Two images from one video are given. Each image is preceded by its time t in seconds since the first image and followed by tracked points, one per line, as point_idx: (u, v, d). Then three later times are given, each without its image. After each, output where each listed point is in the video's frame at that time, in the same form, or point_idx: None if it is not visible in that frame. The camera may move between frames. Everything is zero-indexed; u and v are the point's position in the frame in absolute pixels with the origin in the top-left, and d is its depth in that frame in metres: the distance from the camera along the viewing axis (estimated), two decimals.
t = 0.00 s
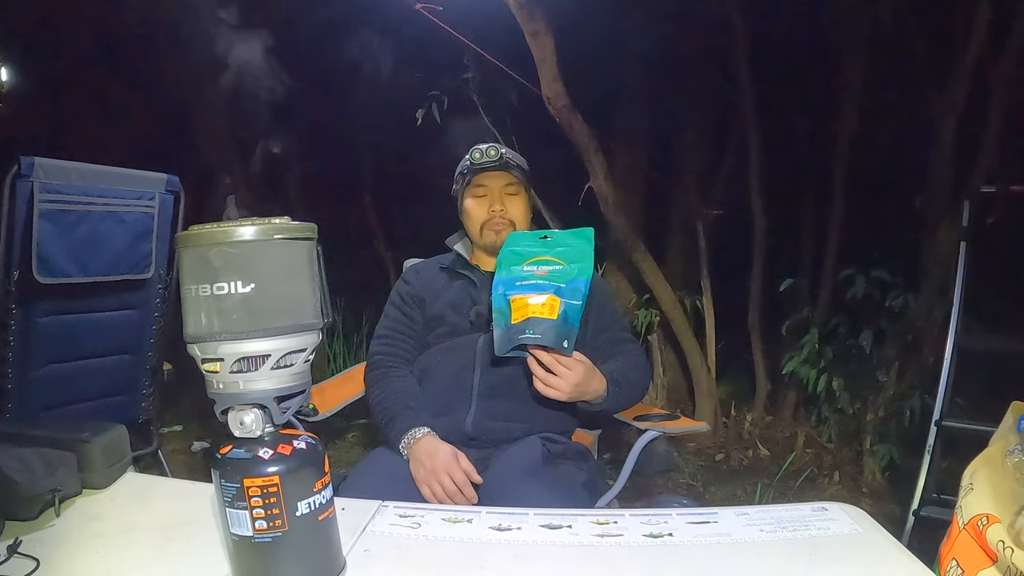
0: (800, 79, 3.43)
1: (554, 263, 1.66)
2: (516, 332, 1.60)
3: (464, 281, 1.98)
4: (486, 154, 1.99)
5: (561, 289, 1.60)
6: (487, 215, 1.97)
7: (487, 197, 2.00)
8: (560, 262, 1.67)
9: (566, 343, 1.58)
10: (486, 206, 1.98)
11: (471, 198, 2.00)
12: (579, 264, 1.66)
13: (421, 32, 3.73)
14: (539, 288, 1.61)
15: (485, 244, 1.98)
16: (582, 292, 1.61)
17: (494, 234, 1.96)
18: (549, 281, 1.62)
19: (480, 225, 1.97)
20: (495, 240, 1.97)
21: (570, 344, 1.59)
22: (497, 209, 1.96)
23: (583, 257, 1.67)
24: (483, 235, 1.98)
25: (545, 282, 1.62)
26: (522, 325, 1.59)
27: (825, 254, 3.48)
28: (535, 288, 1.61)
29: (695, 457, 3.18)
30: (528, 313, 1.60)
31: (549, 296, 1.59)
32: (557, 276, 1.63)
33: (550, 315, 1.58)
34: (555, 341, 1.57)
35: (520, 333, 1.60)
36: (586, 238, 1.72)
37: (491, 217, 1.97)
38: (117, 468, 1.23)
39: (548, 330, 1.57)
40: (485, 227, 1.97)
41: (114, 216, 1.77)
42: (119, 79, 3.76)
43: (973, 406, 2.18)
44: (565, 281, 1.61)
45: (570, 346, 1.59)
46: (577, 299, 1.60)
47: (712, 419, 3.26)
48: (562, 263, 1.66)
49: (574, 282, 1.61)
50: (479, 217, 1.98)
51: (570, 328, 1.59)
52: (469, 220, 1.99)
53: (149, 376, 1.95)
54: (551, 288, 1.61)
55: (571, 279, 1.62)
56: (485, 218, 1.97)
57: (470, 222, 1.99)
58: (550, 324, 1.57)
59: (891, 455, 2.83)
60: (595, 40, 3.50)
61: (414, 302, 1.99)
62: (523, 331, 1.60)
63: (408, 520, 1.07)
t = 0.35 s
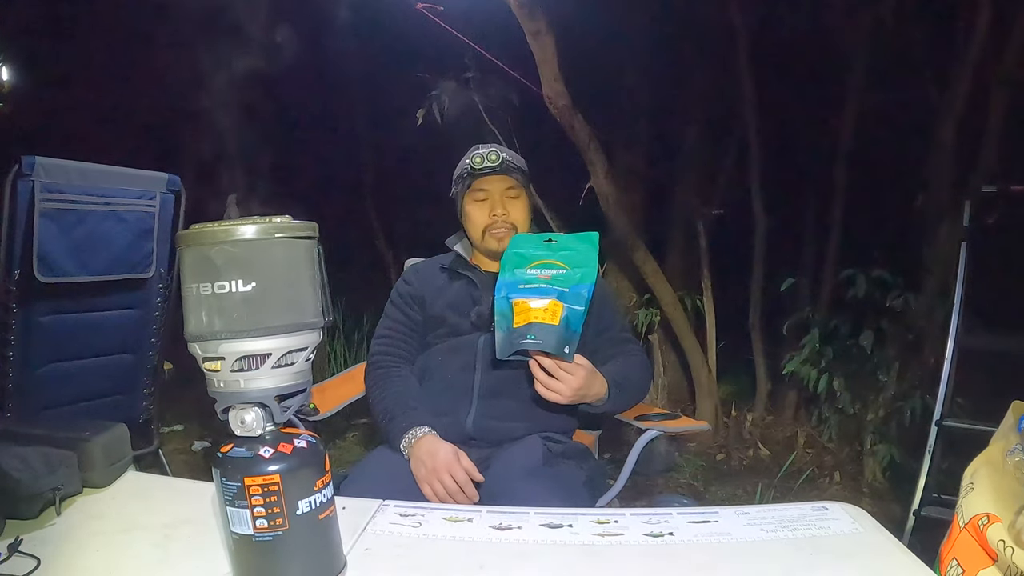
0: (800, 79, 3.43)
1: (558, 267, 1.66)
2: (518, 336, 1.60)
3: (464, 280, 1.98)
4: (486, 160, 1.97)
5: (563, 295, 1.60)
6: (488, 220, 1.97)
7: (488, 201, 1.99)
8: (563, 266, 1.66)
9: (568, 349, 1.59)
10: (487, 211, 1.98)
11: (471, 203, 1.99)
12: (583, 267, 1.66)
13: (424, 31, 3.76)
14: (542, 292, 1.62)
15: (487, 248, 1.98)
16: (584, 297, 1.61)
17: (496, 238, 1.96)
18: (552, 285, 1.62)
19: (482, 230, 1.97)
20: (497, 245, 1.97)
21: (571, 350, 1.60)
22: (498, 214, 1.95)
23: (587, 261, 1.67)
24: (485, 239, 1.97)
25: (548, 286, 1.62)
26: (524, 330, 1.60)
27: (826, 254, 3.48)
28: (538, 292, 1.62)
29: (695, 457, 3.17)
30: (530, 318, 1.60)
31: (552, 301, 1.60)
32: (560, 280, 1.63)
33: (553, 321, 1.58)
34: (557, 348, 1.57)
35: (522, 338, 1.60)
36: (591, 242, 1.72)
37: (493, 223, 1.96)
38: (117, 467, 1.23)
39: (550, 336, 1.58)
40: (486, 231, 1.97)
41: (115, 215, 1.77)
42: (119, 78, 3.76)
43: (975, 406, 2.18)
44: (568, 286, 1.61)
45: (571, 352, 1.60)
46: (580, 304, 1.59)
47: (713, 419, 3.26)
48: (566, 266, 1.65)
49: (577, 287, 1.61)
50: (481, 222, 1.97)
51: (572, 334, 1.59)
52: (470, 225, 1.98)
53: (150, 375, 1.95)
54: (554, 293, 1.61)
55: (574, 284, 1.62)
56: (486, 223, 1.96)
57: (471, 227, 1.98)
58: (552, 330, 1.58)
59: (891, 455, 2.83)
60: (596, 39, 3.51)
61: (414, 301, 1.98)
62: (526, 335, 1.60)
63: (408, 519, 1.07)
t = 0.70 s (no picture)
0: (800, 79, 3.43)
1: (557, 266, 1.66)
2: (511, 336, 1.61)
3: (464, 278, 1.98)
4: (489, 162, 1.95)
5: (560, 295, 1.60)
6: (489, 222, 1.96)
7: (490, 203, 1.98)
8: (562, 265, 1.66)
9: (560, 352, 1.58)
10: (488, 213, 1.97)
11: (472, 204, 1.98)
12: (580, 266, 1.65)
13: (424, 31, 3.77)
14: (538, 291, 1.62)
15: (488, 250, 1.99)
16: (580, 298, 1.60)
17: (496, 241, 1.97)
18: (548, 284, 1.63)
19: (483, 231, 1.97)
20: (497, 247, 1.97)
21: (565, 352, 1.59)
22: (499, 217, 1.95)
23: (585, 259, 1.67)
24: (485, 241, 1.97)
25: (545, 286, 1.62)
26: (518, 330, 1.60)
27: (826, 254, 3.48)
28: (534, 291, 1.62)
29: (695, 457, 3.17)
30: (525, 319, 1.61)
31: (547, 301, 1.60)
32: (557, 279, 1.63)
33: (546, 321, 1.59)
34: (549, 350, 1.57)
35: (516, 339, 1.61)
36: (591, 241, 1.71)
37: (494, 225, 1.96)
38: (118, 467, 1.23)
39: (544, 338, 1.58)
40: (487, 233, 1.97)
41: (116, 215, 1.77)
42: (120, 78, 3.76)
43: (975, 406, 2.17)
44: (564, 285, 1.62)
45: (565, 355, 1.59)
46: (575, 306, 1.59)
47: (713, 419, 3.25)
48: (564, 265, 1.66)
49: (573, 287, 1.61)
50: (482, 223, 1.97)
51: (567, 336, 1.59)
52: (471, 226, 1.98)
53: (150, 375, 1.94)
54: (550, 292, 1.61)
55: (571, 284, 1.62)
56: (487, 225, 1.96)
57: (472, 228, 1.98)
58: (546, 331, 1.58)
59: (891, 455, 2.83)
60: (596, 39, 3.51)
61: (415, 298, 1.99)
62: (520, 336, 1.60)
63: (408, 518, 1.07)
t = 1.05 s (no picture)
0: (800, 79, 3.43)
1: (561, 274, 1.66)
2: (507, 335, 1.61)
3: (466, 277, 1.98)
4: (493, 162, 1.95)
5: (561, 304, 1.61)
6: (492, 223, 1.96)
7: (492, 204, 1.97)
8: (566, 274, 1.66)
9: (554, 359, 1.60)
10: (491, 213, 1.97)
11: (474, 204, 1.98)
12: (585, 278, 1.66)
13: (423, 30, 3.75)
14: (540, 296, 1.63)
15: (489, 251, 1.99)
16: (581, 309, 1.63)
17: (498, 242, 1.96)
18: (551, 290, 1.63)
19: (485, 233, 1.97)
20: (499, 248, 1.97)
21: (558, 359, 1.61)
22: (502, 217, 1.95)
23: (591, 272, 1.67)
24: (487, 242, 1.97)
25: (548, 291, 1.63)
26: (515, 331, 1.60)
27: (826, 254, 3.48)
28: (536, 296, 1.63)
29: (695, 457, 3.17)
30: (524, 320, 1.62)
31: (548, 307, 1.61)
32: (560, 287, 1.64)
33: (545, 327, 1.60)
34: (545, 356, 1.59)
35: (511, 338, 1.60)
36: (599, 255, 1.69)
37: (496, 226, 1.96)
38: (118, 467, 1.23)
39: (540, 342, 1.59)
40: (489, 234, 1.97)
41: (116, 215, 1.77)
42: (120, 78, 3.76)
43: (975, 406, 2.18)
44: (567, 295, 1.63)
45: (558, 360, 1.61)
46: (575, 316, 1.62)
47: (713, 419, 3.26)
48: (569, 275, 1.66)
49: (576, 298, 1.63)
50: (484, 225, 1.97)
51: (562, 343, 1.61)
52: (473, 227, 1.98)
53: (150, 375, 1.94)
54: (552, 299, 1.62)
55: (573, 294, 1.63)
56: (490, 226, 1.96)
57: (474, 230, 1.98)
58: (544, 335, 1.59)
59: (892, 455, 2.83)
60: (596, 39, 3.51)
61: (417, 297, 1.99)
62: (516, 336, 1.60)
63: (409, 518, 1.07)
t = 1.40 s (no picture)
0: (799, 79, 3.43)
1: (572, 281, 1.62)
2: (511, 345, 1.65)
3: (464, 279, 1.98)
4: (492, 165, 1.93)
5: (570, 316, 1.61)
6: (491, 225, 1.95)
7: (491, 206, 1.96)
8: (577, 280, 1.62)
9: (556, 373, 1.63)
10: (490, 216, 1.96)
11: (473, 207, 1.97)
12: (598, 286, 1.62)
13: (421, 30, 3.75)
14: (550, 305, 1.62)
15: (489, 253, 1.98)
16: (590, 322, 1.62)
17: (498, 243, 1.96)
18: (561, 300, 1.62)
19: (484, 235, 1.96)
20: (499, 250, 1.96)
21: (562, 373, 1.64)
22: (502, 220, 1.94)
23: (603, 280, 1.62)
24: (487, 244, 1.96)
25: (557, 301, 1.62)
26: (521, 343, 1.64)
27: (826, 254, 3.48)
28: (545, 306, 1.62)
29: (695, 457, 3.17)
30: (531, 330, 1.64)
31: (556, 320, 1.62)
32: (571, 297, 1.62)
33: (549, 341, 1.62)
34: (547, 371, 1.62)
35: (517, 351, 1.64)
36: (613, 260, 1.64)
37: (496, 228, 1.95)
38: (118, 468, 1.23)
39: (545, 358, 1.62)
40: (488, 237, 1.96)
41: (116, 216, 1.77)
42: (119, 79, 3.76)
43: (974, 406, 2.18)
44: (577, 305, 1.61)
45: (561, 374, 1.64)
46: (583, 328, 1.62)
47: (713, 419, 3.26)
48: (580, 281, 1.62)
49: (585, 309, 1.61)
50: (483, 227, 1.96)
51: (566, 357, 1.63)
52: (472, 228, 1.97)
53: (150, 375, 1.94)
54: (562, 309, 1.62)
55: (583, 305, 1.61)
56: (489, 229, 1.95)
57: (473, 231, 1.97)
58: (549, 351, 1.62)
59: (891, 455, 2.83)
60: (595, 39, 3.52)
61: (415, 299, 1.98)
62: (522, 349, 1.64)
63: (408, 519, 1.07)
